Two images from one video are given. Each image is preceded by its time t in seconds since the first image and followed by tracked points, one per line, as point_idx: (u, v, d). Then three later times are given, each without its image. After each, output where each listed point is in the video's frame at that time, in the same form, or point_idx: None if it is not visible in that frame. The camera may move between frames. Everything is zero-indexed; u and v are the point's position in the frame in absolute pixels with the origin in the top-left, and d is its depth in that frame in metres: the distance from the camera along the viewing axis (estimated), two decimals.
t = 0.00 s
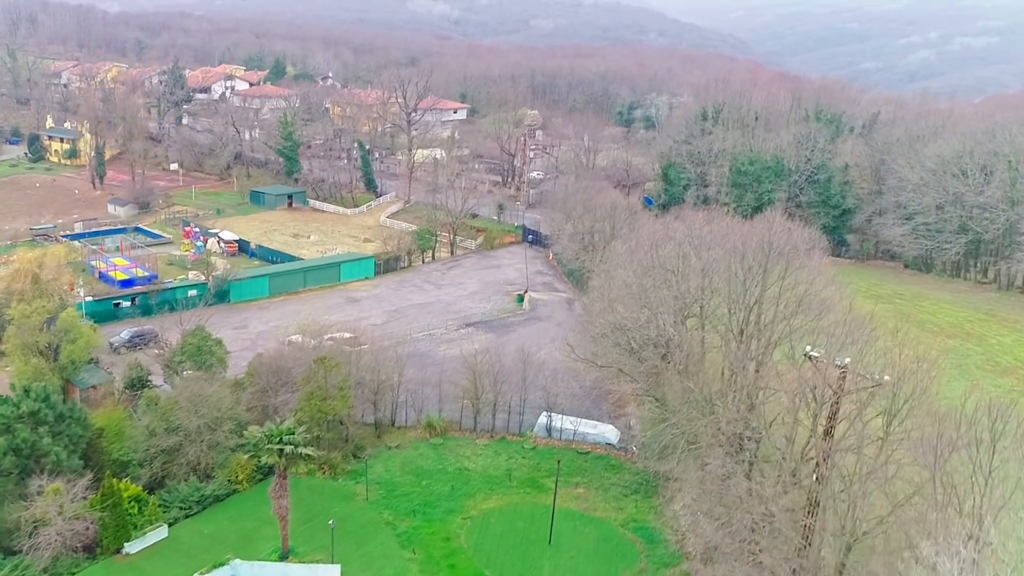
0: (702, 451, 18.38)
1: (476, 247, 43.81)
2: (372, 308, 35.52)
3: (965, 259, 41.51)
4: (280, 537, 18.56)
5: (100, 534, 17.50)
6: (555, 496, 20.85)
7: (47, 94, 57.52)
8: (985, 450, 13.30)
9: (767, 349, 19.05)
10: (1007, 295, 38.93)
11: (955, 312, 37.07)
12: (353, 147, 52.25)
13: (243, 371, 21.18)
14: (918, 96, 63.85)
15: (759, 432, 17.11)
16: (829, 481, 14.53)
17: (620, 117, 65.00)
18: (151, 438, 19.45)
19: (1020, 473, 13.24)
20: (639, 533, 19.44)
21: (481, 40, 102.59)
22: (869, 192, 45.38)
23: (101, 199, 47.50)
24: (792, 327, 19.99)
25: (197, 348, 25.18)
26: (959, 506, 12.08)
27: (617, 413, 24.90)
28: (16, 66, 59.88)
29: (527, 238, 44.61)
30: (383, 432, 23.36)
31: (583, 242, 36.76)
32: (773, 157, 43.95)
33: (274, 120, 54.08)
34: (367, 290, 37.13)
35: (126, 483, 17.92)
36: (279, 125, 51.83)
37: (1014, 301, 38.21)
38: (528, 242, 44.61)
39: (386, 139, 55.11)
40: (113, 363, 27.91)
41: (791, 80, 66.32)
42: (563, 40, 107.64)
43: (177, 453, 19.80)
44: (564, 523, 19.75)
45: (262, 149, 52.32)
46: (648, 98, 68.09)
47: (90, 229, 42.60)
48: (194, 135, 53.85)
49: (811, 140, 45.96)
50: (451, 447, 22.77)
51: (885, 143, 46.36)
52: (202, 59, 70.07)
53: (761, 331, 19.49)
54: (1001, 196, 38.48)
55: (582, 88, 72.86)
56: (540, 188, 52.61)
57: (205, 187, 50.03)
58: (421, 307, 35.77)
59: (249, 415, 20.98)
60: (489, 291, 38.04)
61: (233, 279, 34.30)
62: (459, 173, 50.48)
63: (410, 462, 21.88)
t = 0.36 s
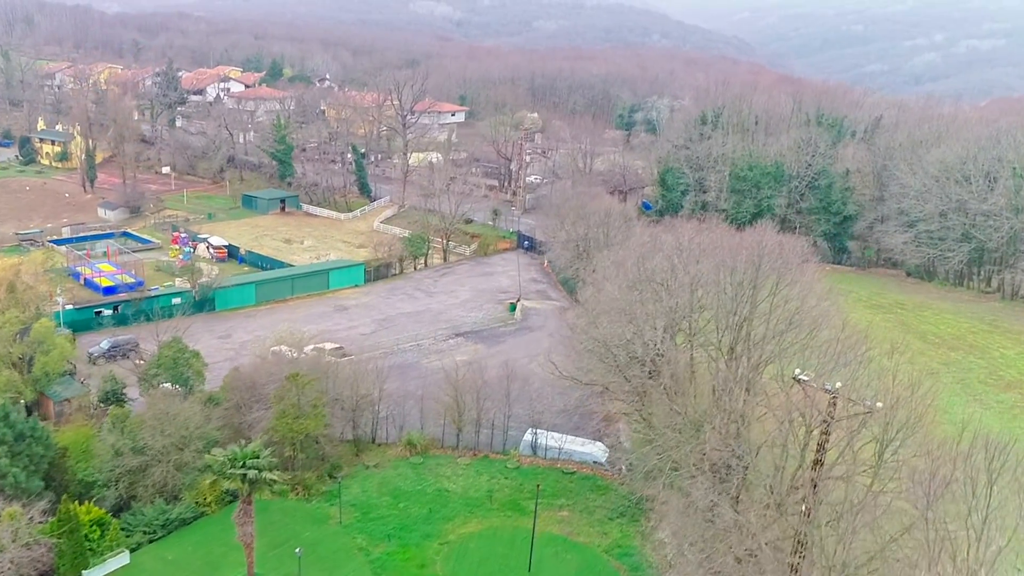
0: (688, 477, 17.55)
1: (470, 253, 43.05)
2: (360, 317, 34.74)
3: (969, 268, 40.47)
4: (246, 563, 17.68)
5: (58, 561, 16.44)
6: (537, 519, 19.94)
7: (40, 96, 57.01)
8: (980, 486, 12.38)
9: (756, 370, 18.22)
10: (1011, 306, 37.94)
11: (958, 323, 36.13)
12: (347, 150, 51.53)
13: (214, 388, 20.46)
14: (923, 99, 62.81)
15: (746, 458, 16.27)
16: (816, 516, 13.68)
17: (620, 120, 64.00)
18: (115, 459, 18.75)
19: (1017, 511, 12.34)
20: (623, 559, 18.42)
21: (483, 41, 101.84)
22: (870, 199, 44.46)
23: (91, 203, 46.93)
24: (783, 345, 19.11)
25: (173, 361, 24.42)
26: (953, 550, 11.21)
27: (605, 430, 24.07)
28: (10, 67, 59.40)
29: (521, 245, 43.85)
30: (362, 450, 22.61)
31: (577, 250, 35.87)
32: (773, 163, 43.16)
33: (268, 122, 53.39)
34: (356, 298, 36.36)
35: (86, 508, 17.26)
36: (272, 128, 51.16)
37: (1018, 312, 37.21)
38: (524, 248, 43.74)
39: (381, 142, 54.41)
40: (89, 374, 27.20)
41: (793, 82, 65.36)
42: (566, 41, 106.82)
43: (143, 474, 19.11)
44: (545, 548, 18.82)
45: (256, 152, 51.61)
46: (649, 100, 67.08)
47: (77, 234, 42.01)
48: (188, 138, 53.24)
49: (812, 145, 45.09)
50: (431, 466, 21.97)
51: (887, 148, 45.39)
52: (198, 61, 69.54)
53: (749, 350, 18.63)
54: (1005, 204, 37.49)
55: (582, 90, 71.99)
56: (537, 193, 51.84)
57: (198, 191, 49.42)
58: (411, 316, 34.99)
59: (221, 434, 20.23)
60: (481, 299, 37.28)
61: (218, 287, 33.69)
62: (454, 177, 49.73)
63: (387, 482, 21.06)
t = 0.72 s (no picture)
0: (672, 505, 16.70)
1: (462, 259, 42.23)
2: (347, 325, 34.00)
3: (972, 275, 39.60)
4: None
5: None
6: (517, 544, 19.04)
7: (31, 97, 56.44)
8: (980, 532, 11.57)
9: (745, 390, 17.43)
10: (1015, 315, 36.96)
11: (961, 333, 35.19)
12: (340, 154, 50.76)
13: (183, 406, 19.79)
14: (927, 101, 61.76)
15: (732, 487, 15.45)
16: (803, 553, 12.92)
17: (620, 122, 63.03)
18: (78, 481, 18.07)
19: (1016, 557, 11.55)
20: None
21: (482, 42, 101.05)
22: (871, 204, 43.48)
23: (80, 207, 46.28)
24: (773, 363, 18.29)
25: (146, 375, 23.62)
26: None
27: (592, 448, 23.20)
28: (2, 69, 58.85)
29: (515, 251, 43.03)
30: (339, 469, 21.79)
31: (569, 258, 35.03)
32: (772, 167, 42.33)
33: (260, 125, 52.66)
34: (344, 306, 35.62)
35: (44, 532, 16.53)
36: (264, 131, 50.43)
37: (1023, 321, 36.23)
38: (517, 254, 42.92)
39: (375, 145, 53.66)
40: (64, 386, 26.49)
41: (795, 84, 64.38)
42: (567, 42, 106.00)
43: (107, 497, 18.35)
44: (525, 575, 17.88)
45: (248, 154, 50.88)
46: (648, 102, 66.14)
47: (63, 240, 41.36)
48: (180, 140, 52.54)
49: (812, 149, 44.21)
50: (410, 487, 21.16)
51: (889, 152, 44.42)
52: (193, 62, 68.89)
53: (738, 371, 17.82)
54: (1009, 209, 36.64)
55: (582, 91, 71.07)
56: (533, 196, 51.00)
57: (188, 194, 48.74)
58: (399, 325, 34.23)
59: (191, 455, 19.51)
60: (472, 307, 36.47)
61: (202, 295, 32.97)
62: (448, 182, 48.96)
63: (363, 504, 20.26)
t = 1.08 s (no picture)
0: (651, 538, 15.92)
1: (453, 265, 41.53)
2: (333, 335, 33.32)
3: (972, 282, 38.55)
4: None
5: None
6: None
7: (22, 97, 55.87)
8: None
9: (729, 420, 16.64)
10: (1017, 324, 36.02)
11: (962, 343, 34.21)
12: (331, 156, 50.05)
13: (151, 429, 19.10)
14: (929, 100, 60.73)
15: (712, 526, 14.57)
16: None
17: (618, 122, 62.18)
18: (39, 512, 17.43)
19: None
20: None
21: (481, 40, 100.35)
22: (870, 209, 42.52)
23: (67, 210, 45.67)
24: (759, 390, 17.55)
25: (117, 393, 22.90)
26: None
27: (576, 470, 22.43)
28: None
29: (507, 256, 42.29)
30: (314, 493, 21.09)
31: (560, 266, 34.30)
32: (769, 171, 41.52)
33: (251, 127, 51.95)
34: (330, 314, 34.95)
35: None
36: (254, 133, 49.72)
37: None
38: (510, 260, 42.18)
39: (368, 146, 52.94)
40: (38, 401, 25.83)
41: (795, 84, 63.50)
42: (566, 40, 105.22)
43: (67, 528, 17.61)
44: None
45: (238, 156, 50.18)
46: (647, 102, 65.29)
47: (48, 245, 40.73)
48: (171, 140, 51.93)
49: (809, 152, 43.35)
50: (385, 513, 20.45)
51: (889, 155, 43.47)
52: (187, 61, 68.27)
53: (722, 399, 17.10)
54: (1011, 216, 35.68)
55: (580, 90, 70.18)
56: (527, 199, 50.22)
57: (178, 197, 48.09)
58: (386, 334, 33.53)
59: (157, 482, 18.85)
60: (461, 315, 35.77)
61: (184, 304, 32.27)
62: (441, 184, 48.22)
63: (335, 532, 19.55)
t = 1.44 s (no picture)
0: None
1: (441, 273, 40.89)
2: (316, 348, 32.70)
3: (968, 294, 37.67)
4: None
5: None
6: None
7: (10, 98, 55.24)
8: None
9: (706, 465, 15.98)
10: (1014, 339, 35.22)
11: (958, 359, 33.40)
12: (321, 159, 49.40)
13: (118, 457, 18.34)
14: (929, 101, 59.80)
15: None
16: None
17: (613, 122, 61.55)
18: None
19: None
20: None
21: (478, 37, 99.59)
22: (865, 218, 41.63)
23: (53, 214, 45.06)
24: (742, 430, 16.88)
25: (86, 417, 22.33)
26: None
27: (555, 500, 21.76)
28: None
29: (497, 264, 41.62)
30: (284, 524, 20.55)
31: (547, 278, 33.63)
32: (762, 178, 40.85)
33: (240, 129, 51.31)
34: (314, 327, 34.37)
35: None
36: (243, 136, 49.08)
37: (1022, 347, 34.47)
38: (499, 268, 41.53)
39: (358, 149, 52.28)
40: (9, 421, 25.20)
41: (792, 85, 62.63)
42: (564, 36, 104.40)
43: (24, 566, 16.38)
44: None
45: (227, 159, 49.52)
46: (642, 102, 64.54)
47: (31, 252, 40.08)
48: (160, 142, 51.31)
49: (804, 160, 42.57)
50: (356, 547, 19.87)
51: (885, 162, 42.63)
52: (178, 60, 67.63)
53: (703, 443, 16.22)
54: (1009, 229, 34.79)
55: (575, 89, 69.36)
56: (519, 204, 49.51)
57: (166, 201, 47.46)
58: (370, 348, 32.92)
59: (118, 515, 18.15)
60: (447, 328, 35.15)
61: (164, 318, 31.76)
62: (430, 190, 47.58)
63: (303, 569, 18.96)
